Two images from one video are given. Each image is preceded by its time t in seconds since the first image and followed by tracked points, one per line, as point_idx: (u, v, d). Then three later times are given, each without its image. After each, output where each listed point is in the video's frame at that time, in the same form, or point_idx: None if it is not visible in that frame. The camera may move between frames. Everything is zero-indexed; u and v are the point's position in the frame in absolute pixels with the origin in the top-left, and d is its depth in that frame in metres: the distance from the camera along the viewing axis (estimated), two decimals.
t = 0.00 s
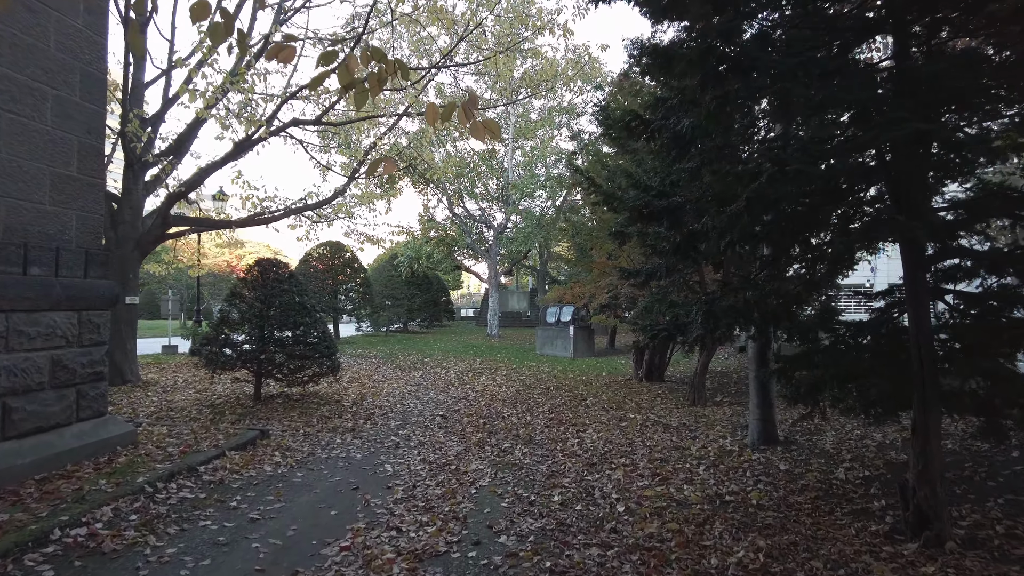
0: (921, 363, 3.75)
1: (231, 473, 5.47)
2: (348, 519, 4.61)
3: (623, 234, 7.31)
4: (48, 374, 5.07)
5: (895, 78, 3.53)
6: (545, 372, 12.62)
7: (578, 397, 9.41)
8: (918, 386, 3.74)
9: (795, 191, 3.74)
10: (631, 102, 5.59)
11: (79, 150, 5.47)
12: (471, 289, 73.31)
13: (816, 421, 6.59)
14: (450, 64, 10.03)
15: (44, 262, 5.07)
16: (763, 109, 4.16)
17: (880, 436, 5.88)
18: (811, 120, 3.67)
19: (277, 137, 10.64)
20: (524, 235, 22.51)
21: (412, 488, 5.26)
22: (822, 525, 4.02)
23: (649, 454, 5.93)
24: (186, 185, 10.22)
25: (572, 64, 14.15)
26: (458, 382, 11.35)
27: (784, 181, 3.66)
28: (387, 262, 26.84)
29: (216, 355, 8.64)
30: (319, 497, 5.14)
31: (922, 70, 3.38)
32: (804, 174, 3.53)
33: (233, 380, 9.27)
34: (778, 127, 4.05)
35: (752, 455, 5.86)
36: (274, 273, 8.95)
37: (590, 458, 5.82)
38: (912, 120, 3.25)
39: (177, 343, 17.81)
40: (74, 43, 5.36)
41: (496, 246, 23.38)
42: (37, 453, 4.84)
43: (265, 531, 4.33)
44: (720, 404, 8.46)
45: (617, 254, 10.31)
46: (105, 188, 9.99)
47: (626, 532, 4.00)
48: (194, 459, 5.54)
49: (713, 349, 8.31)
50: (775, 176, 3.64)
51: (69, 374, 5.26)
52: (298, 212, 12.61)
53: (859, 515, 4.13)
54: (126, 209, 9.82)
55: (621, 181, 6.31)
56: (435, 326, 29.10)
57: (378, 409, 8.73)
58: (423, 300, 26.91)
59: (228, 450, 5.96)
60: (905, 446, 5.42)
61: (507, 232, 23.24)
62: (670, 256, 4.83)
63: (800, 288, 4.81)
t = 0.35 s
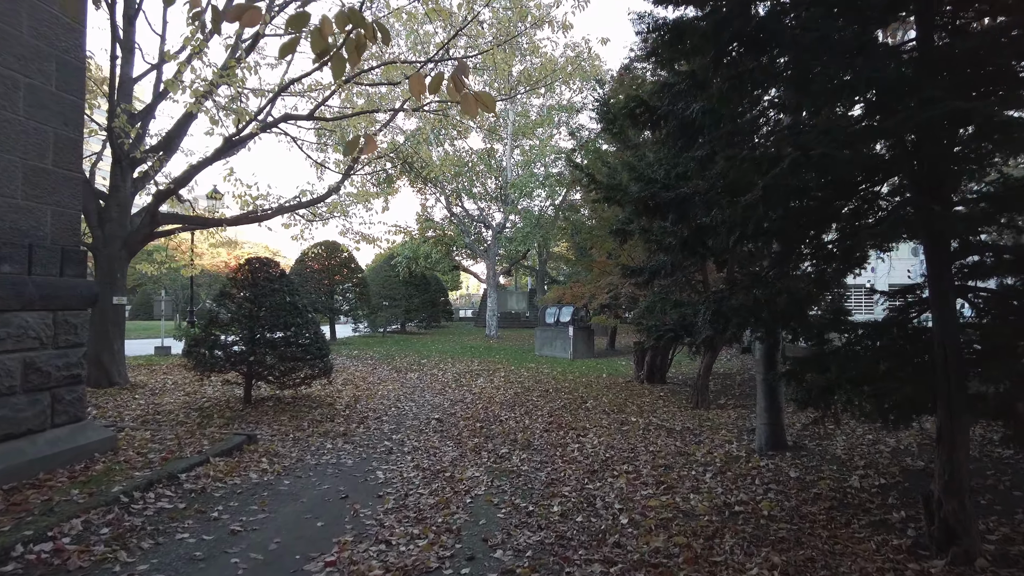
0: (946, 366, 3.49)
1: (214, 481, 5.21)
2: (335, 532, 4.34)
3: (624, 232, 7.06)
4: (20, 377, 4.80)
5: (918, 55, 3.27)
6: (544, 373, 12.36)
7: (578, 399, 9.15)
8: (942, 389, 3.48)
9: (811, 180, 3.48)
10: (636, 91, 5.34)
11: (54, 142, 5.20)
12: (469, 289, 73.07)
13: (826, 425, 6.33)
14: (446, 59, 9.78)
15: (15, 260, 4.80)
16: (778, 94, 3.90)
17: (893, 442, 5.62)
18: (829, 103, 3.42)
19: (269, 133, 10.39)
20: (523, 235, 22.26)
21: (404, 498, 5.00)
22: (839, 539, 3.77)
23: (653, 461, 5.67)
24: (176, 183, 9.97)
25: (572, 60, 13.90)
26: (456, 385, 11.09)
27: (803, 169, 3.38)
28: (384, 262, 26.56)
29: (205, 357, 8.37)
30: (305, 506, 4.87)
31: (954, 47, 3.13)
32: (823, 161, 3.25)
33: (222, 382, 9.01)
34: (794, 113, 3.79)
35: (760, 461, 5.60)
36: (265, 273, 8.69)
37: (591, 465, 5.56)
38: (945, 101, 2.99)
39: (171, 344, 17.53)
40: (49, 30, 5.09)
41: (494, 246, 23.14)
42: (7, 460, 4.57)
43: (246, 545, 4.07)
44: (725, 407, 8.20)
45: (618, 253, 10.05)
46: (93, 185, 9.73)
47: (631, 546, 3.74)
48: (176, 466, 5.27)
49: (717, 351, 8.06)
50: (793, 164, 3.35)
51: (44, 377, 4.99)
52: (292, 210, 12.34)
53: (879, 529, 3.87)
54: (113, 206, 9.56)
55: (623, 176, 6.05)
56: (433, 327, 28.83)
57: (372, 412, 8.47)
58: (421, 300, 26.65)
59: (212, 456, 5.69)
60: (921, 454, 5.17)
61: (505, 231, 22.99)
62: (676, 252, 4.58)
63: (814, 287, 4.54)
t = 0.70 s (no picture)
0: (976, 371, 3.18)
1: (191, 493, 4.91)
2: (315, 549, 4.05)
3: (623, 229, 6.78)
4: None
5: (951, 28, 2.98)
6: (542, 375, 12.09)
7: (576, 402, 8.87)
8: (971, 395, 3.18)
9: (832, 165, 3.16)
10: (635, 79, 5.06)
11: (19, 134, 4.90)
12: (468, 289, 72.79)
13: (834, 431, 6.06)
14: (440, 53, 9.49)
15: None
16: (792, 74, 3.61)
17: (906, 449, 5.35)
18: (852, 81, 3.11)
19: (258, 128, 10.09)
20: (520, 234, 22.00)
21: (391, 511, 4.71)
22: (856, 558, 3.49)
23: (654, 470, 5.40)
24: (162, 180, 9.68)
25: (570, 56, 13.63)
26: (451, 387, 10.82)
27: (828, 154, 3.05)
28: (380, 262, 26.27)
29: (189, 360, 8.08)
30: (285, 520, 4.58)
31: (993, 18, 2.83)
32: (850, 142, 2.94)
33: (209, 386, 8.73)
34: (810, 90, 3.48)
35: (768, 470, 5.32)
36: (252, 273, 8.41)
37: (589, 474, 5.28)
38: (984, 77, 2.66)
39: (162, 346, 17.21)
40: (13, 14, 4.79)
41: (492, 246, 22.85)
42: None
43: (219, 564, 3.77)
44: (727, 411, 7.93)
45: (617, 252, 9.76)
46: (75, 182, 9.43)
47: (633, 567, 3.45)
48: (150, 476, 4.95)
49: (719, 353, 7.79)
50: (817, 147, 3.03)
51: (8, 384, 4.69)
52: (283, 208, 12.05)
53: (898, 546, 3.60)
54: (96, 204, 9.27)
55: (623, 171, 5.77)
56: (430, 327, 28.54)
57: (362, 417, 8.20)
58: (417, 300, 26.35)
59: (190, 466, 5.39)
60: (937, 462, 4.89)
61: (503, 231, 22.72)
62: (679, 248, 4.29)
63: (827, 286, 4.26)
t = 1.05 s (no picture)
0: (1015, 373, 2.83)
1: (172, 499, 4.63)
2: (303, 562, 3.77)
3: (628, 223, 6.52)
4: None
5: None
6: (542, 376, 11.83)
7: (577, 404, 8.62)
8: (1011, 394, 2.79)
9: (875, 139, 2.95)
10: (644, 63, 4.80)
11: None
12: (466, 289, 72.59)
13: (848, 434, 5.81)
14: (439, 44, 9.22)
15: None
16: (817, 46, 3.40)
17: (928, 456, 5.09)
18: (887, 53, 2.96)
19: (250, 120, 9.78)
20: (519, 233, 21.75)
21: (385, 520, 4.44)
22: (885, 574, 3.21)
23: (662, 475, 5.13)
24: (153, 173, 9.42)
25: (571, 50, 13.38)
26: (450, 388, 10.56)
27: (875, 122, 2.84)
28: (378, 261, 26.02)
29: (178, 360, 7.80)
30: (271, 530, 4.30)
31: None
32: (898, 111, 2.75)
33: (199, 387, 8.46)
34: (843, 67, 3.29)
35: (779, 476, 5.05)
36: (243, 271, 8.15)
37: (593, 479, 5.01)
38: None
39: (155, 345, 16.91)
40: None
41: (491, 245, 22.61)
42: None
43: None
44: (733, 412, 7.68)
45: (620, 248, 9.50)
46: (62, 176, 9.15)
47: None
48: (129, 482, 4.66)
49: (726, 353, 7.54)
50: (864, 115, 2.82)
51: None
52: (277, 204, 11.77)
53: (930, 560, 3.33)
54: (83, 199, 9.00)
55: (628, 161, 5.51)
56: (429, 327, 28.26)
57: (357, 419, 7.94)
58: (416, 300, 26.15)
59: (173, 471, 5.10)
60: (962, 469, 4.64)
61: (502, 229, 22.47)
62: (692, 240, 4.03)
63: (848, 279, 3.99)
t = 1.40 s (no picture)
0: None
1: (152, 514, 4.32)
2: None
3: (634, 221, 6.23)
4: None
5: None
6: (543, 378, 11.53)
7: (580, 408, 8.33)
8: None
9: (935, 108, 2.82)
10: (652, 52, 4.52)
11: None
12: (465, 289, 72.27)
13: (868, 443, 5.52)
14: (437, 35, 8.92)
15: None
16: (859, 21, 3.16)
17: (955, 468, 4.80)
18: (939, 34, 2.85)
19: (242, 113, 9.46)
20: (519, 231, 21.44)
21: (379, 536, 4.14)
22: None
23: (673, 488, 4.84)
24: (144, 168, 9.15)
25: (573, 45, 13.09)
26: (449, 390, 10.27)
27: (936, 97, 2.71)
28: (376, 261, 25.71)
29: (166, 362, 7.49)
30: (257, 546, 4.01)
31: None
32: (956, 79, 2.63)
33: (188, 390, 8.15)
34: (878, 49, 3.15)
35: (798, 487, 4.76)
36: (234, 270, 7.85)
37: (601, 491, 4.72)
38: None
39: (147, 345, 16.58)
40: None
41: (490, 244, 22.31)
42: None
43: None
44: (743, 417, 7.40)
45: (624, 247, 9.22)
46: (47, 171, 8.84)
47: None
48: (106, 495, 4.35)
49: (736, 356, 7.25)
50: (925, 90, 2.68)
51: None
52: (271, 201, 11.46)
53: None
54: (70, 194, 8.70)
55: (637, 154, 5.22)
56: (427, 327, 27.94)
57: (352, 423, 7.64)
58: (414, 300, 25.85)
59: (155, 482, 4.79)
60: (994, 482, 4.36)
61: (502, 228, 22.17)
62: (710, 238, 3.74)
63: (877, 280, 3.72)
